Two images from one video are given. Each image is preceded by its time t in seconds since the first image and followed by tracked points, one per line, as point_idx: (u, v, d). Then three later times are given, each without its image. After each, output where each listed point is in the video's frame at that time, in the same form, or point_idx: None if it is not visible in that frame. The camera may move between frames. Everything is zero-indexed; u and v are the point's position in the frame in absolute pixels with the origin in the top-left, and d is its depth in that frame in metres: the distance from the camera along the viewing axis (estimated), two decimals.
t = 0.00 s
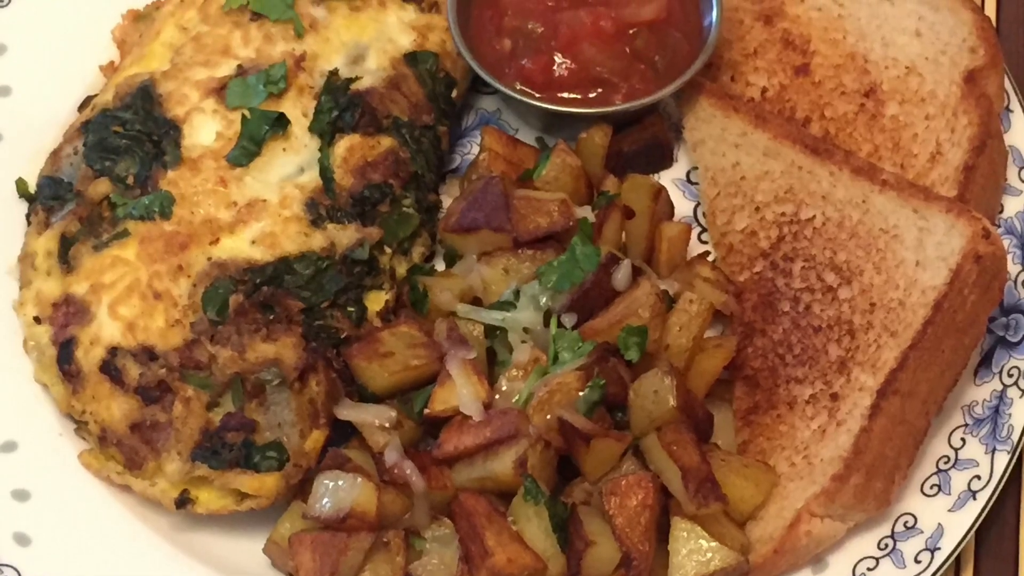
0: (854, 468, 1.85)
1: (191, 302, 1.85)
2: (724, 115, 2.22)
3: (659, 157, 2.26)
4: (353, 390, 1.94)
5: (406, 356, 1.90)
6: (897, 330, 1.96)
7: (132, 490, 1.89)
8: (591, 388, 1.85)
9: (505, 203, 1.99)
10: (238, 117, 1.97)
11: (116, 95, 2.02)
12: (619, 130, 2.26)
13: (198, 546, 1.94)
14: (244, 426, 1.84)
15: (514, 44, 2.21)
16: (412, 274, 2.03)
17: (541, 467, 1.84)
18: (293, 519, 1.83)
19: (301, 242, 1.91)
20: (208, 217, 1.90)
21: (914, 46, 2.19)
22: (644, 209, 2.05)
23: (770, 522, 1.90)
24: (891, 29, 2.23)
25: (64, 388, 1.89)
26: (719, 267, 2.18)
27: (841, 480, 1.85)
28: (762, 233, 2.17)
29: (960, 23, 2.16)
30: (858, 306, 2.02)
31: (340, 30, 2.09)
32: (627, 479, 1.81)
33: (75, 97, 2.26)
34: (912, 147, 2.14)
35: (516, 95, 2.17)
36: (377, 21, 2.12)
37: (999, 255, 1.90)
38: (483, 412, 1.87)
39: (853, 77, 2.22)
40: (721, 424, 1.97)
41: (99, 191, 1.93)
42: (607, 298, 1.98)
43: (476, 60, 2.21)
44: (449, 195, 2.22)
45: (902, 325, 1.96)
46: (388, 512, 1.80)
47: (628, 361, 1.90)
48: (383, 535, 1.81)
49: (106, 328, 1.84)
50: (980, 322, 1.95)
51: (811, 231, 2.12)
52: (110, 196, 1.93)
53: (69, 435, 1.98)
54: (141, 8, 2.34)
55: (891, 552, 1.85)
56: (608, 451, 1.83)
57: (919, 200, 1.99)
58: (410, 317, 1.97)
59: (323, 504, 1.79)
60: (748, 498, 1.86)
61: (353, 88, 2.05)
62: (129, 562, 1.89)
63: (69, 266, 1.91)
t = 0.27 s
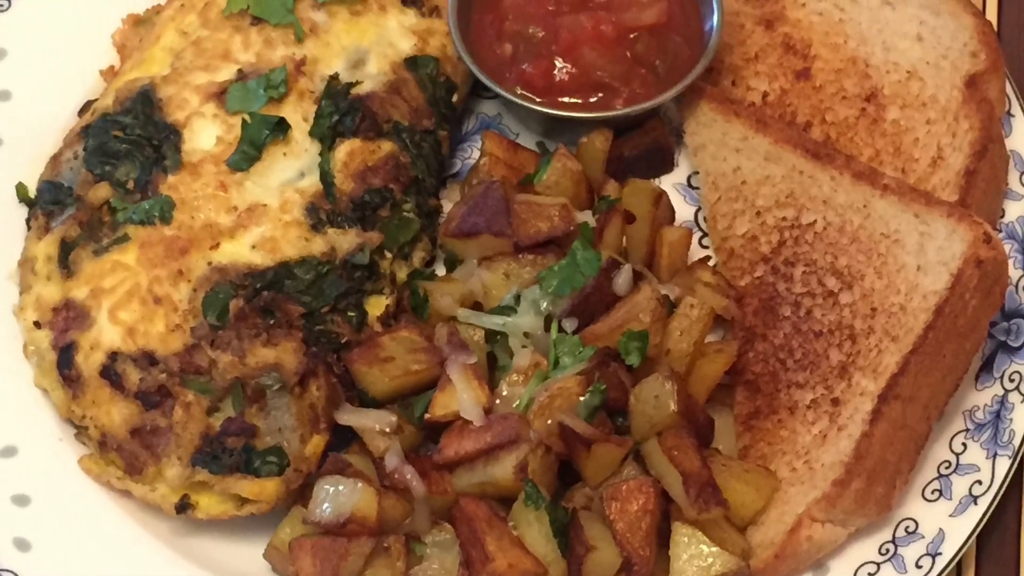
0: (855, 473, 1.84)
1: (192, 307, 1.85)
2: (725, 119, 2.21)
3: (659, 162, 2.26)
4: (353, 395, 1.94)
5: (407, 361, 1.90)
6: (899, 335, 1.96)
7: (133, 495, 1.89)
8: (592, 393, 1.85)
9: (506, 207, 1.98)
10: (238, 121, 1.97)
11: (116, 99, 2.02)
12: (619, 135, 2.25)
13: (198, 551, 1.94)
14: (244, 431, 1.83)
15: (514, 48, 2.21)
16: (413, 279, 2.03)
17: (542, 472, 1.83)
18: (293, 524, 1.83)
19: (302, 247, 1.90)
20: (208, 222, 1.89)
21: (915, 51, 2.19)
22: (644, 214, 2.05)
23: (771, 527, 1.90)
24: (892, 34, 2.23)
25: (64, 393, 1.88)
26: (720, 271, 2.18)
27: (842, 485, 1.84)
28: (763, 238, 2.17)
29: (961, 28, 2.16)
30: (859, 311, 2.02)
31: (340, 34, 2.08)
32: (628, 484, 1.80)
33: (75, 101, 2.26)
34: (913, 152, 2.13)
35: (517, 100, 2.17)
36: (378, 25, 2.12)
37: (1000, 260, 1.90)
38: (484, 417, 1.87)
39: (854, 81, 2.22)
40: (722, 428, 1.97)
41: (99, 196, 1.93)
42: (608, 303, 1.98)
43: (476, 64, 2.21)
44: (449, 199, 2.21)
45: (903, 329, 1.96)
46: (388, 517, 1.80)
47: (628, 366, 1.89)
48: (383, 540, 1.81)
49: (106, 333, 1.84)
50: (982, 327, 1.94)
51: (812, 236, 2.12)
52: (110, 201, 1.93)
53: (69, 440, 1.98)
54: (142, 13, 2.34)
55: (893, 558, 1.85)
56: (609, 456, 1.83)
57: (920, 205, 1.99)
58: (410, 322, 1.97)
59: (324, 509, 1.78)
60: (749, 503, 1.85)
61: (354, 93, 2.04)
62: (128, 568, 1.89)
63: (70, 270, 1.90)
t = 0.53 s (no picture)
0: (856, 478, 1.84)
1: (192, 312, 1.84)
2: (726, 124, 2.21)
3: (660, 166, 2.25)
4: (353, 400, 1.94)
5: (407, 366, 1.90)
6: (900, 340, 1.95)
7: (133, 500, 1.88)
8: (593, 398, 1.85)
9: (507, 212, 1.98)
10: (239, 126, 1.97)
11: (116, 104, 2.02)
12: (620, 139, 2.25)
13: (198, 556, 1.93)
14: (245, 435, 1.83)
15: (515, 52, 2.21)
16: (414, 283, 2.03)
17: (543, 477, 1.83)
18: (293, 529, 1.82)
19: (302, 251, 1.90)
20: (208, 227, 1.89)
21: (916, 55, 2.19)
22: (645, 218, 2.04)
23: (772, 531, 1.89)
24: (893, 38, 2.23)
25: (64, 398, 1.88)
26: (721, 276, 2.17)
27: (843, 490, 1.84)
28: (764, 242, 2.17)
29: (963, 32, 2.16)
30: (860, 316, 2.02)
31: (340, 38, 2.08)
32: (629, 490, 1.80)
33: (75, 106, 2.26)
34: (914, 156, 2.13)
35: (518, 104, 2.17)
36: (378, 30, 2.11)
37: (1001, 264, 1.90)
38: (485, 421, 1.87)
39: (855, 86, 2.22)
40: (723, 433, 1.97)
41: (99, 201, 1.93)
42: (609, 308, 1.98)
43: (477, 69, 2.21)
44: (450, 204, 2.21)
45: (904, 334, 1.95)
46: (389, 522, 1.80)
47: (629, 371, 1.89)
48: (384, 545, 1.80)
49: (106, 337, 1.84)
50: (983, 332, 1.94)
51: (813, 240, 2.11)
52: (110, 206, 1.93)
53: (69, 444, 1.97)
54: (142, 17, 2.34)
55: (894, 563, 1.85)
56: (610, 461, 1.82)
57: (921, 209, 1.99)
58: (411, 327, 1.97)
59: (324, 514, 1.78)
60: (749, 508, 1.85)
61: (354, 97, 2.04)
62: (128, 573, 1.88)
63: (70, 275, 1.90)
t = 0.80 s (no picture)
0: (857, 483, 1.84)
1: (192, 317, 1.84)
2: (727, 128, 2.21)
3: (661, 170, 2.25)
4: (354, 405, 1.93)
5: (408, 371, 1.89)
6: (901, 345, 1.95)
7: (133, 505, 1.88)
8: (594, 402, 1.84)
9: (507, 217, 1.98)
10: (239, 131, 1.97)
11: (116, 108, 2.02)
12: (620, 144, 2.25)
13: (198, 562, 1.93)
14: (245, 440, 1.82)
15: (516, 57, 2.21)
16: (414, 288, 2.02)
17: (544, 482, 1.83)
18: (293, 534, 1.81)
19: (303, 256, 1.90)
20: (209, 231, 1.89)
21: (917, 60, 2.19)
22: (646, 223, 2.04)
23: (773, 536, 1.89)
24: (894, 42, 2.23)
25: (64, 403, 1.88)
26: (722, 281, 2.17)
27: (844, 495, 1.83)
28: (765, 247, 2.17)
29: (964, 36, 2.16)
30: (861, 321, 2.02)
31: (341, 43, 2.08)
32: (630, 495, 1.79)
33: (75, 110, 2.26)
34: (915, 161, 2.13)
35: (518, 109, 2.17)
36: (379, 34, 2.11)
37: (1002, 269, 1.89)
38: (485, 426, 1.87)
39: (856, 90, 2.22)
40: (724, 438, 1.96)
41: (100, 205, 1.93)
42: (610, 313, 1.98)
43: (477, 73, 2.20)
44: (450, 209, 2.21)
45: (905, 339, 1.95)
46: (390, 527, 1.80)
47: (630, 375, 1.88)
48: (385, 551, 1.80)
49: (107, 342, 1.83)
50: (984, 336, 1.94)
51: (814, 245, 2.11)
52: (110, 210, 1.92)
53: (69, 449, 1.97)
54: (142, 21, 2.34)
55: (895, 568, 1.85)
56: (610, 466, 1.82)
57: (922, 214, 1.98)
58: (412, 332, 1.97)
59: (325, 519, 1.78)
60: (751, 513, 1.85)
61: (354, 102, 2.04)
62: None
63: (70, 280, 1.90)
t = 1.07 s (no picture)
0: (858, 488, 1.83)
1: (193, 321, 1.84)
2: (728, 133, 2.21)
3: (662, 174, 2.25)
4: (354, 410, 1.93)
5: (408, 376, 1.89)
6: (902, 349, 1.95)
7: (133, 509, 1.88)
8: (594, 407, 1.84)
9: (507, 221, 1.98)
10: (239, 135, 1.96)
11: (117, 113, 2.02)
12: (622, 148, 2.25)
13: (198, 567, 1.93)
14: (245, 445, 1.82)
15: (517, 61, 2.20)
16: (415, 293, 2.02)
17: (545, 487, 1.83)
18: (294, 539, 1.82)
19: (303, 261, 1.90)
20: (209, 236, 1.89)
21: (918, 64, 2.19)
22: (647, 228, 2.04)
23: (774, 541, 1.89)
24: (895, 47, 2.23)
25: (64, 408, 1.87)
26: (723, 285, 2.17)
27: (845, 499, 1.83)
28: (766, 251, 2.17)
29: (965, 41, 2.16)
30: (862, 325, 2.02)
31: (341, 47, 2.08)
32: (630, 500, 1.79)
33: (75, 114, 2.25)
34: (916, 166, 2.13)
35: (519, 113, 2.17)
36: (379, 39, 2.11)
37: (1004, 274, 1.89)
38: (486, 431, 1.86)
39: (857, 95, 2.21)
40: (724, 442, 1.97)
41: (100, 210, 1.92)
42: (611, 318, 1.98)
43: (478, 78, 2.20)
44: (450, 213, 2.21)
45: (906, 344, 1.95)
46: (390, 533, 1.80)
47: (631, 380, 1.88)
48: (385, 556, 1.80)
49: (107, 347, 1.83)
50: (986, 341, 1.93)
51: (815, 250, 2.11)
52: (110, 215, 1.92)
53: (69, 454, 1.97)
54: (143, 26, 2.34)
55: (896, 573, 1.84)
56: (611, 471, 1.81)
57: (923, 219, 1.98)
58: (413, 337, 1.96)
59: (326, 524, 1.77)
60: (751, 518, 1.85)
61: (355, 106, 2.04)
62: None
63: (70, 285, 1.90)
